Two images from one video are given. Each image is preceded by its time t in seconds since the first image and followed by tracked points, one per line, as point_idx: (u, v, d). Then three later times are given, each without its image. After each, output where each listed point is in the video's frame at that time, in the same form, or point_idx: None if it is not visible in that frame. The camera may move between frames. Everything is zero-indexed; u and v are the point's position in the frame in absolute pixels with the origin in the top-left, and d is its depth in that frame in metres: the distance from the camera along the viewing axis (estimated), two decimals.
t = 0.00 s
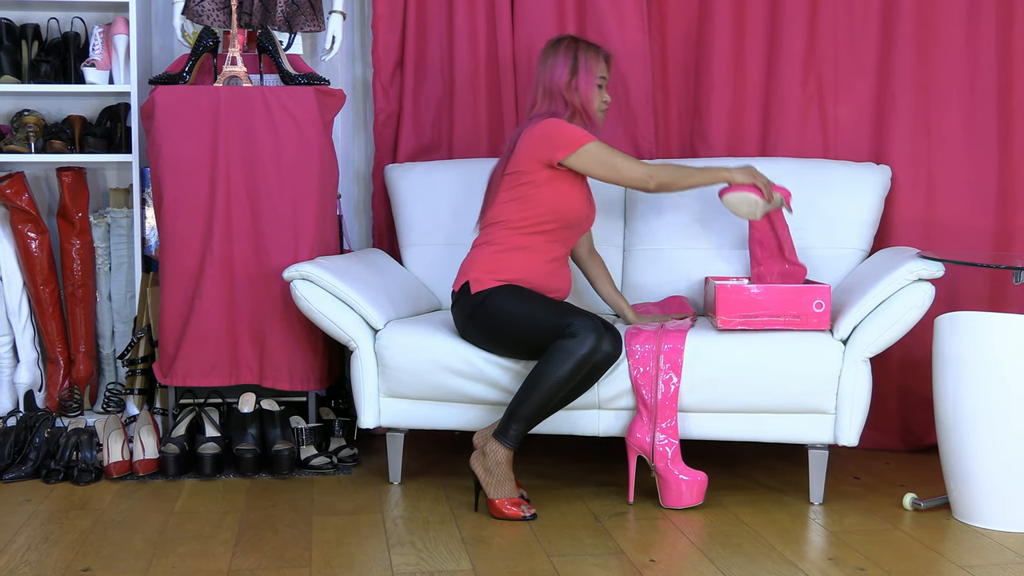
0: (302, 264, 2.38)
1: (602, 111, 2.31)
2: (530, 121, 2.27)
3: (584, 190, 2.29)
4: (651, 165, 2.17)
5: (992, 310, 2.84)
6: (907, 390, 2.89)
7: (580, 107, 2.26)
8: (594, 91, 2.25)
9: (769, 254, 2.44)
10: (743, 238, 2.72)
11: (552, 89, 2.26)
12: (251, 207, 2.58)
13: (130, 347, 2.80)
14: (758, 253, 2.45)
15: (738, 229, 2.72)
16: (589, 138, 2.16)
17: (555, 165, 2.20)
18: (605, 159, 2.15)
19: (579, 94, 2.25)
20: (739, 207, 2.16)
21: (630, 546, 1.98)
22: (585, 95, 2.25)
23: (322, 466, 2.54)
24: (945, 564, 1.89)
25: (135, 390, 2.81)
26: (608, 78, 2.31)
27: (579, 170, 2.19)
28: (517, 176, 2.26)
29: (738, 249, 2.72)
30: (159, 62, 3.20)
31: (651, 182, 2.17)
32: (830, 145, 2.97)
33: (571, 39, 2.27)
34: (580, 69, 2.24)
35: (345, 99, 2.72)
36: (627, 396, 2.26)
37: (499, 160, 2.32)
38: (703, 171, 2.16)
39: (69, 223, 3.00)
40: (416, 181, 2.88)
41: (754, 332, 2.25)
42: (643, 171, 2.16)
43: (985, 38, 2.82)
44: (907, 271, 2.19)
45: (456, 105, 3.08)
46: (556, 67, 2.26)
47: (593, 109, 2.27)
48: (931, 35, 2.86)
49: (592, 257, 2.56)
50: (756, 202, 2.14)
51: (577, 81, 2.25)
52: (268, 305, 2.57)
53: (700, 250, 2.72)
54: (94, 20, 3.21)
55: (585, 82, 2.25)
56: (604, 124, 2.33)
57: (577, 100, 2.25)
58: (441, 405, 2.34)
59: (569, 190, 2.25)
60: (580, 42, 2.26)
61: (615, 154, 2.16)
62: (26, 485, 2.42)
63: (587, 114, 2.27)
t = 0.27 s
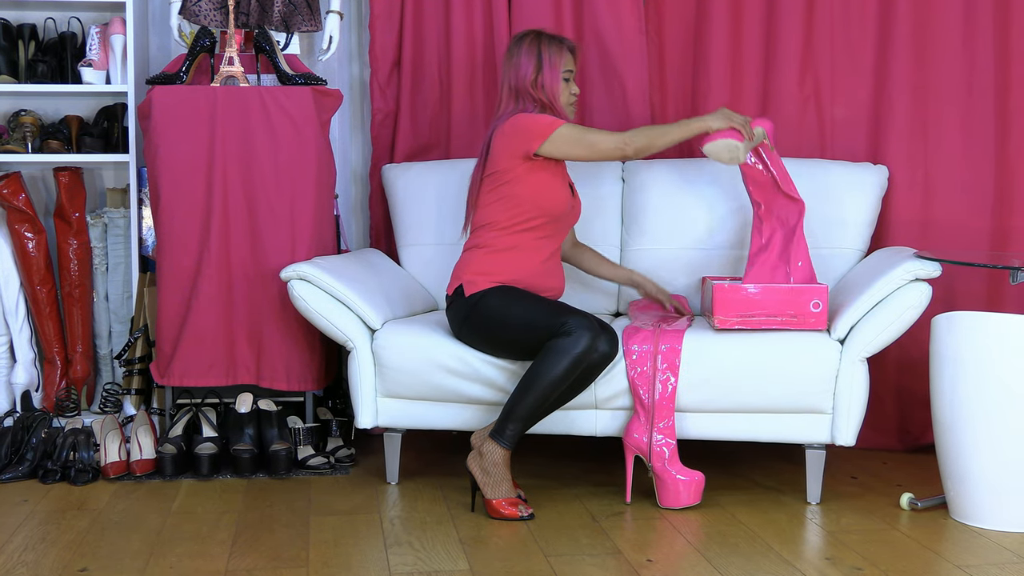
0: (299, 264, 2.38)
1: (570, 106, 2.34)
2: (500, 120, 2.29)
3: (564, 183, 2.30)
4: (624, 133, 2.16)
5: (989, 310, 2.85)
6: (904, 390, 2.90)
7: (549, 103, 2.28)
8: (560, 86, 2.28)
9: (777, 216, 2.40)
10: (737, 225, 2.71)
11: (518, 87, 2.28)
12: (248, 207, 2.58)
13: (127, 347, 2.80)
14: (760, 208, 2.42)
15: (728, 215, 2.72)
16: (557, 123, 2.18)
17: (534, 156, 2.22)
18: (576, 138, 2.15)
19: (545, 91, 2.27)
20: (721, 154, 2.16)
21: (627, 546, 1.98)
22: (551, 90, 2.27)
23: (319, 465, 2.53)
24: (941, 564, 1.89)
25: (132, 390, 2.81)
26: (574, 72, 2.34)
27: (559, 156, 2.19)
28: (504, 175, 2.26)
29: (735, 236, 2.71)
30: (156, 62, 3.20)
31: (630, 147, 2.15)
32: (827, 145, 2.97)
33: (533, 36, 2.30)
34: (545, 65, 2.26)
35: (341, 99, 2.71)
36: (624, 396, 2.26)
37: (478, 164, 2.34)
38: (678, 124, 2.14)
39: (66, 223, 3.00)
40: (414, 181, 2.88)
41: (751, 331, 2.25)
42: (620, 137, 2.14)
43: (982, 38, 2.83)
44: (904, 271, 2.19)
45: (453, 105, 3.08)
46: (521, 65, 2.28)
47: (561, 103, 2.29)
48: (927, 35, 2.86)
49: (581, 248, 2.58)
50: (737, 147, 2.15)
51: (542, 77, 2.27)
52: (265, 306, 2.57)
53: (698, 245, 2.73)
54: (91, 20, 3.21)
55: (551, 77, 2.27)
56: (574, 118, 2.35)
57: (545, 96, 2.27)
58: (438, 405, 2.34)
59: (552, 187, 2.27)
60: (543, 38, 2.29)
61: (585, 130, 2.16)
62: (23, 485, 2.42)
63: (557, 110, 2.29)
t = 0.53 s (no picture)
0: (298, 264, 2.38)
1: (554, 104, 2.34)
2: (485, 119, 2.30)
3: (554, 179, 2.30)
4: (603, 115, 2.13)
5: (989, 310, 2.85)
6: (904, 390, 2.90)
7: (532, 102, 2.28)
8: (543, 84, 2.28)
9: (766, 174, 2.39)
10: (725, 205, 2.73)
11: (502, 86, 2.29)
12: (248, 208, 2.58)
13: (127, 348, 2.80)
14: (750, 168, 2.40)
15: (713, 196, 2.74)
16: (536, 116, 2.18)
17: (518, 153, 2.23)
18: (554, 127, 2.15)
19: (529, 90, 2.28)
20: (704, 122, 2.14)
21: (627, 546, 1.98)
22: (534, 90, 2.27)
23: (319, 466, 2.53)
24: (941, 564, 1.89)
25: (132, 390, 2.81)
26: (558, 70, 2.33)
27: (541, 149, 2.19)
28: (503, 174, 2.26)
29: (726, 215, 2.72)
30: (156, 62, 3.20)
31: (609, 129, 2.11)
32: (827, 145, 2.97)
33: (516, 34, 2.30)
34: (528, 64, 2.26)
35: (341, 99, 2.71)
36: (623, 396, 2.26)
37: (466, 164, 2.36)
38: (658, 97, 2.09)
39: (66, 223, 3.00)
40: (413, 181, 2.88)
41: (750, 331, 2.25)
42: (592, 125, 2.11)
43: (981, 38, 2.83)
44: (904, 271, 2.19)
45: (453, 105, 3.08)
46: (504, 64, 2.29)
47: (544, 102, 2.30)
48: (927, 35, 2.86)
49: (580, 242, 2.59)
50: (719, 115, 2.10)
51: (525, 76, 2.27)
52: (265, 306, 2.57)
53: (696, 236, 2.74)
54: (90, 20, 3.21)
55: (534, 76, 2.27)
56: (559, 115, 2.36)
57: (528, 96, 2.28)
58: (437, 405, 2.34)
59: (548, 187, 2.27)
60: (526, 36, 2.29)
61: (563, 118, 2.15)
62: (23, 486, 2.42)
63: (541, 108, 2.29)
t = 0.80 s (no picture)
0: (298, 264, 2.38)
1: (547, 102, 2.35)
2: (478, 119, 2.31)
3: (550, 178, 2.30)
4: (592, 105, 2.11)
5: (989, 310, 2.85)
6: (904, 390, 2.90)
7: (524, 101, 2.29)
8: (536, 84, 2.28)
9: (756, 148, 2.44)
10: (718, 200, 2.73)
11: (495, 86, 2.30)
12: (247, 207, 2.58)
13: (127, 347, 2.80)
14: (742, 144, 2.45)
15: (700, 189, 2.75)
16: (526, 114, 2.18)
17: (511, 152, 2.22)
18: (544, 123, 2.14)
19: (521, 90, 2.28)
20: (694, 107, 2.12)
21: (627, 546, 1.98)
22: (526, 89, 2.28)
23: (319, 466, 2.54)
24: (941, 564, 1.89)
25: (132, 390, 2.81)
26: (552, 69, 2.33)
27: (534, 147, 2.18)
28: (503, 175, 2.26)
29: (716, 205, 2.73)
30: (156, 62, 3.20)
31: (598, 117, 2.09)
32: (827, 144, 2.97)
33: (510, 34, 2.30)
34: (520, 64, 2.26)
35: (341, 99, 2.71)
36: (623, 396, 2.26)
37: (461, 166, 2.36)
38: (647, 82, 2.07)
39: (66, 223, 3.00)
40: (413, 181, 2.88)
41: (750, 331, 2.25)
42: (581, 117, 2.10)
43: (982, 38, 2.83)
44: (904, 271, 2.19)
45: (453, 105, 3.08)
46: (497, 64, 2.29)
47: (537, 101, 2.30)
48: (927, 35, 2.86)
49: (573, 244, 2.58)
50: (708, 98, 2.07)
51: (517, 76, 2.27)
52: (265, 306, 2.57)
53: (692, 232, 2.74)
54: (91, 20, 3.21)
55: (526, 76, 2.27)
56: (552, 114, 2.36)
57: (520, 95, 2.28)
58: (437, 405, 2.34)
59: (546, 188, 2.27)
60: (520, 35, 2.29)
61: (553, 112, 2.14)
62: (23, 485, 2.42)
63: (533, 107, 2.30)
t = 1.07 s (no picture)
0: (298, 264, 2.38)
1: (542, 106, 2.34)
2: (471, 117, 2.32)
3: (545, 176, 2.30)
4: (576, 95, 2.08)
5: (989, 310, 2.85)
6: (904, 390, 2.90)
7: (516, 103, 2.28)
8: (529, 86, 2.27)
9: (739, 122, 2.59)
10: (718, 200, 2.74)
11: (490, 85, 2.30)
12: (247, 207, 2.58)
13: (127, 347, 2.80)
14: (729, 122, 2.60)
15: (686, 177, 2.77)
16: (513, 111, 2.18)
17: (502, 150, 2.23)
18: (531, 117, 2.13)
19: (513, 91, 2.28)
20: (678, 87, 2.16)
21: (627, 546, 1.98)
22: (519, 91, 2.27)
23: (319, 466, 2.54)
24: (941, 564, 1.89)
25: (132, 390, 2.81)
26: (552, 73, 2.32)
27: (524, 142, 2.18)
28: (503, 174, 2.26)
29: (716, 205, 2.74)
30: (156, 62, 3.20)
31: (584, 105, 2.05)
32: (827, 144, 2.97)
33: (514, 33, 2.29)
34: (515, 65, 2.26)
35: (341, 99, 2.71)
36: (623, 396, 2.26)
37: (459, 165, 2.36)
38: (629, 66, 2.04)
39: (66, 223, 3.00)
40: (413, 181, 2.88)
41: (750, 331, 2.26)
42: (564, 107, 2.07)
43: (982, 38, 2.83)
44: (904, 271, 2.19)
45: (453, 105, 3.08)
46: (495, 62, 2.29)
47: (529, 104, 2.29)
48: (927, 35, 2.86)
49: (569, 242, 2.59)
50: (692, 79, 2.10)
51: (512, 77, 2.27)
52: (265, 306, 2.57)
53: (686, 224, 2.75)
54: (91, 20, 3.21)
55: (520, 78, 2.27)
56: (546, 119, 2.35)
57: (512, 97, 2.28)
58: (437, 405, 2.34)
59: (545, 188, 2.27)
60: (522, 36, 2.28)
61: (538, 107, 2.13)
62: (23, 485, 2.42)
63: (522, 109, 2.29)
